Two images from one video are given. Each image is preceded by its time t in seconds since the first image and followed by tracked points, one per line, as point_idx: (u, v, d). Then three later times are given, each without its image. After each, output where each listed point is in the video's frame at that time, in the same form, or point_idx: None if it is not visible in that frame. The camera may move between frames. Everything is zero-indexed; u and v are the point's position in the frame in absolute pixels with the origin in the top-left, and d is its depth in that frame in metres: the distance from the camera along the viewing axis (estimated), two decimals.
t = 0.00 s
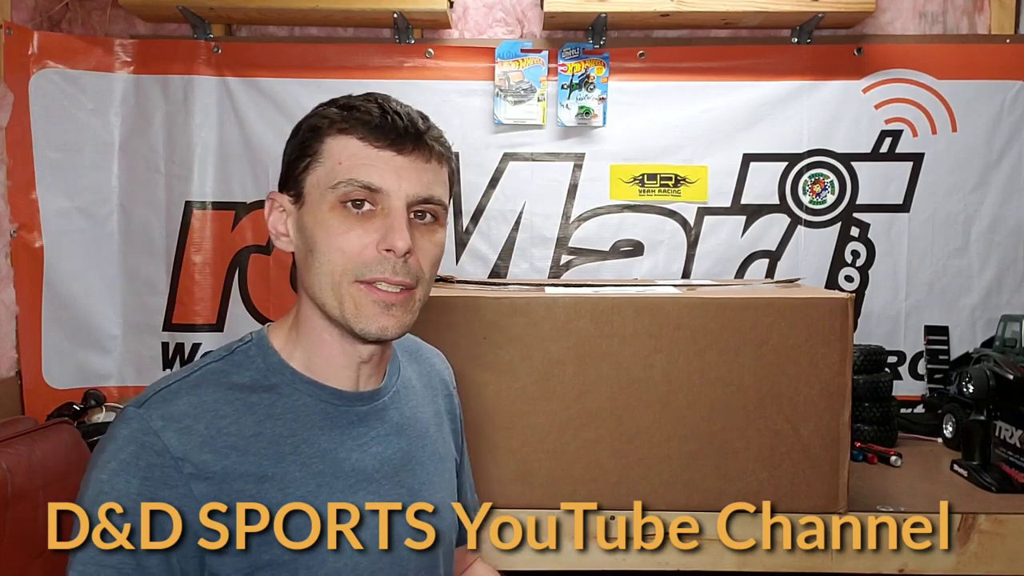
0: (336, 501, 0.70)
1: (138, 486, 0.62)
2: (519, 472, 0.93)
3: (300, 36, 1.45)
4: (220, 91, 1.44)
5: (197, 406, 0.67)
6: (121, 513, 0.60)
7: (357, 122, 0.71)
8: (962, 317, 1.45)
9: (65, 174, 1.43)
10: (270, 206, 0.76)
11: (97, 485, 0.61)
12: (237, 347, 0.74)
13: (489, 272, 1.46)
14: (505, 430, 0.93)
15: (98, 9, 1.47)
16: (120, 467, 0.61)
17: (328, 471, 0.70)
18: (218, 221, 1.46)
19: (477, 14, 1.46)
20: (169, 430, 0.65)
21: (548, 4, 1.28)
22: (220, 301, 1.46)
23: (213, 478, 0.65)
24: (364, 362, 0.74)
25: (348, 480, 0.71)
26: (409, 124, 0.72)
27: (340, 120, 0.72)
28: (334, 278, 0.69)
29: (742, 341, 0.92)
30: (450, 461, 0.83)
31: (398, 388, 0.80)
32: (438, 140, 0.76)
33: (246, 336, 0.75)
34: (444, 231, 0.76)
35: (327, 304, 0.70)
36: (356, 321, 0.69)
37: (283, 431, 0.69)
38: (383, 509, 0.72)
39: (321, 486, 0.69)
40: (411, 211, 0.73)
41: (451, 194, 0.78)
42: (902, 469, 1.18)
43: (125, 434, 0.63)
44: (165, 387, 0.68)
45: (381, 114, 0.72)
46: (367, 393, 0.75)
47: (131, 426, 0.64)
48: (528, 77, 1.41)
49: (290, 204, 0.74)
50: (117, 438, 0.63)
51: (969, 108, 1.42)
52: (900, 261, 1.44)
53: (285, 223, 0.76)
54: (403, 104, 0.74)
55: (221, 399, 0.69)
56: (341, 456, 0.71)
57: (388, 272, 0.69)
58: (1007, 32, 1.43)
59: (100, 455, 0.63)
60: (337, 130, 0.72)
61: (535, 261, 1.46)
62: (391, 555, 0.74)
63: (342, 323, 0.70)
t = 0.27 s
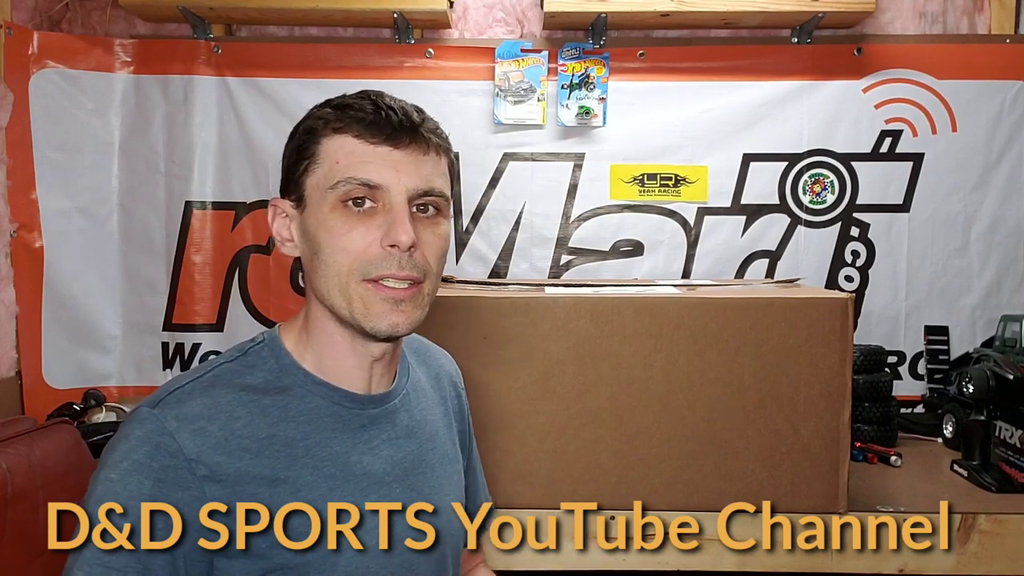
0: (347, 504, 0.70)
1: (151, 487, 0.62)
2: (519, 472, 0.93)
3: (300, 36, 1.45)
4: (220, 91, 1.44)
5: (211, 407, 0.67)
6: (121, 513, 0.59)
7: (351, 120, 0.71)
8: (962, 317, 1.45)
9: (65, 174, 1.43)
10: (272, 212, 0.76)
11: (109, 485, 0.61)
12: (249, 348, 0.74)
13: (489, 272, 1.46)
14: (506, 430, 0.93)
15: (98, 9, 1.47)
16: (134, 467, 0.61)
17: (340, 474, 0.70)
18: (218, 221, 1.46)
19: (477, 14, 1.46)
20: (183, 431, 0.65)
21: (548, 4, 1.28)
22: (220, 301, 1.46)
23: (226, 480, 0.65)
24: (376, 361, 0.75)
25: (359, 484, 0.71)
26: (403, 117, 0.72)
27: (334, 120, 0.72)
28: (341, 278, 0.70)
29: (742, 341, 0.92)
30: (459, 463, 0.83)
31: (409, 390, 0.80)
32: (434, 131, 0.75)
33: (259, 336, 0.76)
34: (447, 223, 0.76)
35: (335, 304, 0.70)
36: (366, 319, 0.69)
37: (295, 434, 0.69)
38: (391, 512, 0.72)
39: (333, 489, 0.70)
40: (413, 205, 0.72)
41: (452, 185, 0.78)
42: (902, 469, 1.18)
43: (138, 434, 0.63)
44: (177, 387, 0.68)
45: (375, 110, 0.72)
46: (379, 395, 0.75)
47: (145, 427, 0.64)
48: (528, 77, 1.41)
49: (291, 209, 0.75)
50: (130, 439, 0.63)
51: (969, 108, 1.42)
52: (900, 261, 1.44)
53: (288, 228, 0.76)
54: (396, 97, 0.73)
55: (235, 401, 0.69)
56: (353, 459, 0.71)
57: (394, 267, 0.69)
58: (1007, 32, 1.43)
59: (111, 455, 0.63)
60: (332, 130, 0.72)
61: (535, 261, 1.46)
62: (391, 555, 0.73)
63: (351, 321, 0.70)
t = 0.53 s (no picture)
0: (349, 501, 0.70)
1: (154, 485, 0.62)
2: (519, 472, 0.93)
3: (300, 36, 1.45)
4: (220, 91, 1.44)
5: (214, 406, 0.67)
6: (121, 513, 0.59)
7: (390, 126, 0.72)
8: (962, 317, 1.45)
9: (65, 174, 1.43)
10: (284, 209, 0.73)
11: (113, 484, 0.61)
12: (249, 348, 0.75)
13: (489, 272, 1.46)
14: (506, 430, 0.93)
15: (98, 9, 1.47)
16: (138, 466, 0.61)
17: (343, 472, 0.70)
18: (218, 221, 1.46)
19: (477, 14, 1.46)
20: (186, 429, 0.65)
21: (548, 4, 1.28)
22: (220, 301, 1.46)
23: (230, 478, 0.65)
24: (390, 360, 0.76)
25: (360, 482, 0.71)
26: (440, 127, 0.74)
27: (372, 124, 0.71)
28: (382, 282, 0.70)
29: (743, 342, 0.92)
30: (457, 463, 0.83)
31: (409, 389, 0.80)
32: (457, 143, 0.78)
33: (259, 336, 0.76)
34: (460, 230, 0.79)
35: (372, 308, 0.70)
36: (407, 323, 0.70)
37: (297, 432, 0.69)
38: (392, 510, 0.72)
39: (336, 487, 0.69)
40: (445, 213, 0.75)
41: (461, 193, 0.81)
42: (902, 469, 1.18)
43: (142, 433, 0.63)
44: (180, 387, 0.68)
45: (413, 118, 0.73)
46: (380, 394, 0.75)
47: (148, 425, 0.64)
48: (528, 77, 1.41)
49: (310, 208, 0.72)
50: (133, 438, 0.63)
51: (969, 108, 1.42)
52: (900, 261, 1.44)
53: (302, 227, 0.73)
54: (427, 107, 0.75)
55: (238, 400, 0.69)
56: (354, 458, 0.71)
57: (435, 273, 0.71)
58: (1007, 32, 1.43)
59: (114, 454, 0.63)
60: (370, 134, 0.71)
61: (534, 261, 1.46)
62: (391, 556, 0.73)
63: (389, 324, 0.71)
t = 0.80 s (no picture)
0: (347, 498, 0.70)
1: (155, 488, 0.62)
2: (518, 472, 0.93)
3: (300, 36, 1.45)
4: (220, 91, 1.44)
5: (210, 407, 0.67)
6: (121, 513, 0.59)
7: (413, 134, 0.72)
8: (962, 317, 1.45)
9: (65, 174, 1.43)
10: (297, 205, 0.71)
11: (113, 488, 0.61)
12: (242, 348, 0.74)
13: (489, 272, 1.46)
14: (506, 430, 0.93)
15: (98, 9, 1.47)
16: (138, 469, 0.61)
17: (339, 469, 0.70)
18: (218, 221, 1.46)
19: (477, 14, 1.46)
20: (184, 430, 0.65)
21: (548, 4, 1.28)
22: (220, 301, 1.46)
23: (229, 477, 0.65)
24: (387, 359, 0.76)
25: (356, 478, 0.71)
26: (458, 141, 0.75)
27: (395, 131, 0.71)
28: (394, 288, 0.70)
29: (742, 342, 0.92)
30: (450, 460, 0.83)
31: (400, 386, 0.80)
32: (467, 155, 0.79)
33: (251, 336, 0.76)
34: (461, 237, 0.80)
35: (382, 313, 0.71)
36: (416, 330, 0.71)
37: (294, 429, 0.69)
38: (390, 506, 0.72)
39: (334, 484, 0.70)
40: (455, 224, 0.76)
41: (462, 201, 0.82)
42: (902, 469, 1.18)
43: (140, 436, 0.63)
44: (175, 389, 0.68)
45: (434, 129, 0.73)
46: (374, 390, 0.75)
47: (146, 428, 0.64)
48: (528, 77, 1.41)
49: (325, 209, 0.71)
50: (131, 441, 0.63)
51: (969, 108, 1.42)
52: (900, 261, 1.44)
53: (314, 226, 0.72)
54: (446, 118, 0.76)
55: (234, 399, 0.69)
56: (350, 454, 0.71)
57: (445, 283, 0.72)
58: (1007, 32, 1.43)
59: (112, 458, 0.63)
60: (392, 140, 0.71)
61: (534, 261, 1.46)
62: (391, 555, 0.74)
63: (397, 329, 0.71)
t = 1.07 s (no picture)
0: (341, 492, 0.70)
1: (151, 482, 0.62)
2: (519, 472, 0.93)
3: (300, 36, 1.45)
4: (220, 91, 1.44)
5: (205, 402, 0.67)
6: (121, 512, 0.59)
7: (401, 134, 0.71)
8: (962, 317, 1.45)
9: (65, 174, 1.43)
10: (287, 204, 0.72)
11: (109, 483, 0.60)
12: (235, 345, 0.74)
13: (489, 272, 1.46)
14: (506, 430, 0.92)
15: (98, 9, 1.47)
16: (134, 463, 0.61)
17: (333, 463, 0.70)
18: (218, 221, 1.46)
19: (477, 14, 1.46)
20: (179, 425, 0.65)
21: (548, 4, 1.28)
22: (220, 301, 1.46)
23: (224, 472, 0.65)
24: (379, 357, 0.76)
25: (350, 473, 0.71)
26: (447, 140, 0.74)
27: (384, 130, 0.71)
28: (381, 286, 0.70)
29: (742, 342, 0.92)
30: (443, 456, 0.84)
31: (393, 383, 0.81)
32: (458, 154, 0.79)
33: (244, 335, 0.75)
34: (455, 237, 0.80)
35: (370, 310, 0.70)
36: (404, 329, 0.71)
37: (288, 424, 0.69)
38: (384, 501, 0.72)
39: (328, 478, 0.70)
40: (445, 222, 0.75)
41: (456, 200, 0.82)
42: (902, 469, 1.18)
43: (135, 431, 0.63)
44: (169, 385, 0.68)
45: (422, 128, 0.73)
46: (368, 387, 0.75)
47: (141, 423, 0.64)
48: (528, 77, 1.41)
49: (314, 206, 0.71)
50: (127, 436, 0.63)
51: (969, 108, 1.42)
52: (900, 261, 1.44)
53: (303, 224, 0.72)
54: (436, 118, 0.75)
55: (227, 395, 0.69)
56: (343, 449, 0.71)
57: (433, 282, 0.72)
58: (1007, 32, 1.43)
59: (108, 454, 0.63)
60: (380, 140, 0.71)
61: (535, 261, 1.46)
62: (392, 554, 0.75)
63: (385, 327, 0.71)
